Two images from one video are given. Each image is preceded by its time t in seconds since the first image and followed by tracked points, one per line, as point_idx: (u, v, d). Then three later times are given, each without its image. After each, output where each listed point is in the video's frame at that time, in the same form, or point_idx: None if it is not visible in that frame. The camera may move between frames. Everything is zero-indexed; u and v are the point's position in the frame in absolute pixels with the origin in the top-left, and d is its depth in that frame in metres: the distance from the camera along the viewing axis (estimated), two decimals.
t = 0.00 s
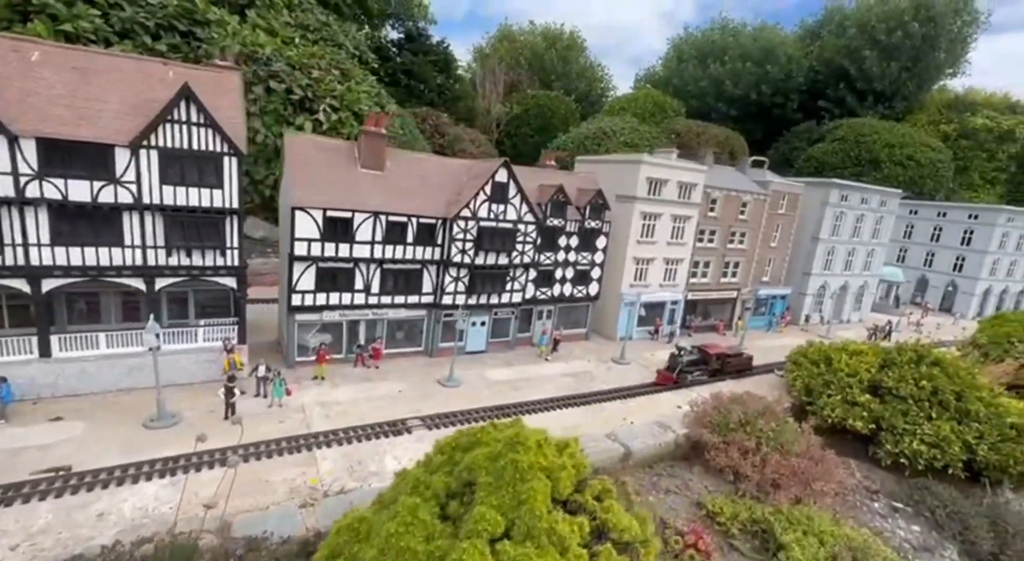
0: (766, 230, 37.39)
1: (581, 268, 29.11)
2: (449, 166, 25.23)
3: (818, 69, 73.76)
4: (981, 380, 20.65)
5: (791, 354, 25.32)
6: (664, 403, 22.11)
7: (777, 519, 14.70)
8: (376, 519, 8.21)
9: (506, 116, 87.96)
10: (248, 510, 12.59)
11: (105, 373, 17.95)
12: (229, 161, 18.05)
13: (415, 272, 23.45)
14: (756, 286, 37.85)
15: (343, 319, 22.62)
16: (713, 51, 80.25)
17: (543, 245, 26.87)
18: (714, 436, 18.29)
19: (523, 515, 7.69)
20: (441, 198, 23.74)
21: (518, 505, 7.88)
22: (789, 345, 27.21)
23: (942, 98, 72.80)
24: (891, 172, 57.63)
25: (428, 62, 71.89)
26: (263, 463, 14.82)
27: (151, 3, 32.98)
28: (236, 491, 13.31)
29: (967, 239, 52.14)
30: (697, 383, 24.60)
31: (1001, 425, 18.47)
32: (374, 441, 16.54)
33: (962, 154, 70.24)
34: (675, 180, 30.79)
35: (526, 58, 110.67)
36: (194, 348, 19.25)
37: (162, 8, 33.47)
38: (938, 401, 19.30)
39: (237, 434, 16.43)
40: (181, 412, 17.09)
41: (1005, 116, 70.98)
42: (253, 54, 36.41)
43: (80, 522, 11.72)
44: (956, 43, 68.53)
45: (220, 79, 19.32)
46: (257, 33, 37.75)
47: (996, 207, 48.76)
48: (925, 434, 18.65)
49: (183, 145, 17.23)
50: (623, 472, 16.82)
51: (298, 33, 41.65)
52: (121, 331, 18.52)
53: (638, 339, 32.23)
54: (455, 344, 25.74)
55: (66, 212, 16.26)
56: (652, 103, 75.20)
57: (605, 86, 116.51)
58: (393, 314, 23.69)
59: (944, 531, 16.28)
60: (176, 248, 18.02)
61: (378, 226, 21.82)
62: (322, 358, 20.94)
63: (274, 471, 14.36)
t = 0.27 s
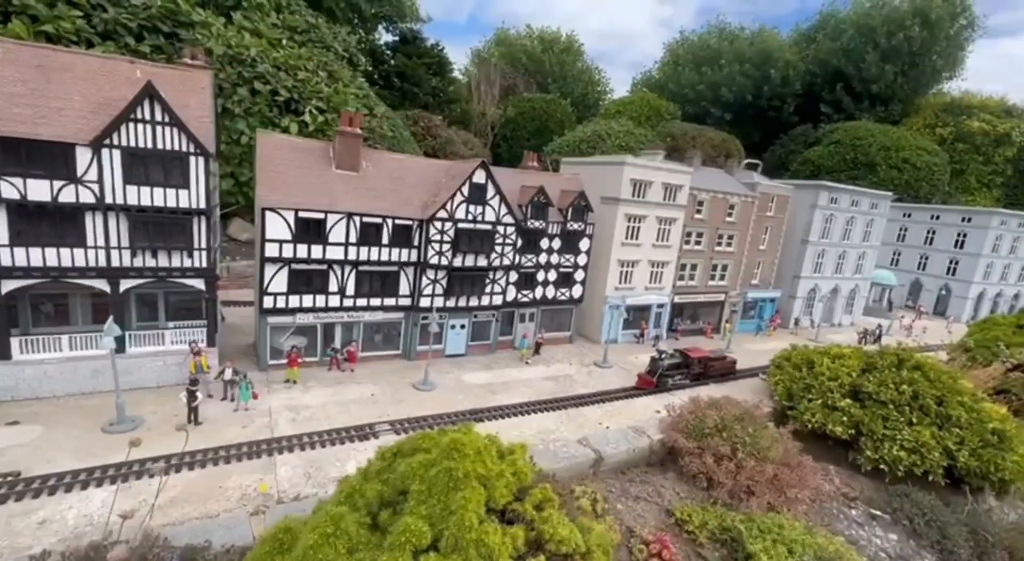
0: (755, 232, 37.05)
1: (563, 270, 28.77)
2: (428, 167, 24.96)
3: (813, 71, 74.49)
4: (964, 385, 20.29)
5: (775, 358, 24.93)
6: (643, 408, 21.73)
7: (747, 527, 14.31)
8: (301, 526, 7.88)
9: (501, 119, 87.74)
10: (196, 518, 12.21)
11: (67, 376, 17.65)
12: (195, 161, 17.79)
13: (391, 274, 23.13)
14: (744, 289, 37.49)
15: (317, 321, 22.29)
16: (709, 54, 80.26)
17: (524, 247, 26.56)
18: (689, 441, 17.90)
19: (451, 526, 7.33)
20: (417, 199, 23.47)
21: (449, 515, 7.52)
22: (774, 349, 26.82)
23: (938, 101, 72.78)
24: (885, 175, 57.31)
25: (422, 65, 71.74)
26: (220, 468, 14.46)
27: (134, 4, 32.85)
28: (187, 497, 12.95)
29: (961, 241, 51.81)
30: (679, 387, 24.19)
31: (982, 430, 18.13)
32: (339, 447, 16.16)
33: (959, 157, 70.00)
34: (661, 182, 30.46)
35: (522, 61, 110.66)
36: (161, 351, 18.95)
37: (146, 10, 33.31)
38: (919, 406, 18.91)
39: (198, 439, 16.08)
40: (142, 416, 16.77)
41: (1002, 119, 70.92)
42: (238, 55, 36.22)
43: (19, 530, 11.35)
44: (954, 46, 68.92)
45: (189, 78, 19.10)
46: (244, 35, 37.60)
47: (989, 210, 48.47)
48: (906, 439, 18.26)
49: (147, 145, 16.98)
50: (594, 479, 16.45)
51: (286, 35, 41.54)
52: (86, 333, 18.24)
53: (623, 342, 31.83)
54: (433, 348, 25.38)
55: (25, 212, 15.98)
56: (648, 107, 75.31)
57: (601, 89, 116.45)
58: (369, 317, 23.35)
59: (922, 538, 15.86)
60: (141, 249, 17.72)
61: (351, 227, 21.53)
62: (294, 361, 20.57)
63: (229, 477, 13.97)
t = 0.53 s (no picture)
0: (753, 236, 36.29)
1: (554, 275, 28.26)
2: (413, 170, 24.66)
3: (820, 74, 73.56)
4: (965, 394, 19.43)
5: (769, 365, 24.17)
6: (629, 416, 21.11)
7: (726, 544, 13.71)
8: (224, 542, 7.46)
9: (504, 123, 87.64)
10: (148, 529, 11.83)
11: (40, 380, 17.50)
12: (169, 163, 17.61)
13: (374, 278, 22.80)
14: (742, 294, 36.71)
15: (298, 326, 21.99)
16: (714, 57, 79.59)
17: (512, 251, 26.13)
18: (672, 452, 17.27)
19: (375, 545, 6.87)
20: (400, 203, 23.14)
21: (376, 534, 7.05)
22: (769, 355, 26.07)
23: (948, 103, 71.49)
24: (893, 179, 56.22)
25: (423, 70, 71.78)
26: (182, 477, 14.14)
27: (128, 10, 33.07)
28: (142, 507, 12.60)
29: (970, 246, 50.58)
30: (668, 395, 23.56)
31: (982, 443, 17.29)
32: (309, 455, 15.77)
33: (970, 160, 68.59)
34: (653, 185, 29.93)
35: (526, 66, 110.68)
36: (136, 355, 18.72)
37: (140, 15, 33.49)
38: (914, 417, 18.15)
39: (165, 446, 15.78)
40: (112, 422, 16.53)
41: (1014, 121, 69.58)
42: (232, 60, 36.28)
43: None
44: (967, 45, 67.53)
45: (167, 80, 18.99)
46: (239, 40, 37.71)
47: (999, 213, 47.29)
48: (900, 451, 17.50)
49: (119, 147, 16.82)
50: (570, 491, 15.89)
51: (282, 40, 41.64)
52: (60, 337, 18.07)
53: (616, 348, 31.22)
54: (418, 353, 24.97)
55: None
56: (652, 110, 74.84)
57: (606, 94, 116.13)
58: (352, 322, 23.00)
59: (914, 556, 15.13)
60: (114, 252, 17.52)
61: (332, 231, 21.24)
62: (272, 366, 20.25)
63: (189, 486, 13.61)
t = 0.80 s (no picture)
0: (755, 241, 35.31)
1: (546, 283, 27.54)
2: (399, 178, 24.24)
3: (827, 78, 72.50)
4: (977, 407, 18.20)
5: (770, 375, 23.11)
6: (620, 430, 20.25)
7: None
8: None
9: (508, 133, 87.63)
10: (96, 554, 11.27)
11: (12, 396, 17.17)
12: (143, 174, 17.37)
13: (357, 288, 22.30)
14: (745, 302, 35.64)
15: (281, 338, 21.53)
16: (719, 63, 78.93)
17: (502, 260, 25.50)
18: (662, 468, 16.38)
19: None
20: (384, 211, 22.70)
21: None
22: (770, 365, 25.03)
23: (960, 105, 69.98)
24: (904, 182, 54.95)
25: (425, 81, 72.02)
26: (140, 497, 13.58)
27: (124, 25, 33.40)
28: (95, 530, 12.06)
29: (985, 250, 48.92)
30: (663, 407, 22.64)
31: (995, 459, 16.10)
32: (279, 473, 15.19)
33: (985, 162, 66.88)
34: (648, 191, 29.20)
35: (531, 76, 110.99)
36: (110, 370, 18.37)
37: (136, 30, 33.80)
38: (921, 431, 17.01)
39: (132, 463, 15.29)
40: (80, 438, 16.12)
41: None
42: (228, 72, 36.40)
43: None
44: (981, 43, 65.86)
45: (144, 91, 18.84)
46: (236, 53, 37.91)
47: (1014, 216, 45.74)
48: (906, 468, 16.39)
49: (91, 158, 16.61)
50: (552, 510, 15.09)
51: (280, 52, 41.83)
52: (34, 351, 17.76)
53: (613, 358, 30.32)
54: (406, 365, 24.35)
55: None
56: (656, 117, 74.30)
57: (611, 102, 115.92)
58: (336, 333, 22.49)
59: None
60: (88, 264, 17.25)
61: (313, 241, 20.83)
62: (251, 380, 19.74)
63: (148, 507, 13.06)
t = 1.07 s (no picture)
0: (749, 247, 34.38)
1: (531, 294, 26.72)
2: (376, 189, 23.65)
3: (826, 83, 71.83)
4: (979, 417, 17.10)
5: (763, 385, 22.05)
6: (604, 447, 19.28)
7: None
8: None
9: (506, 144, 87.64)
10: None
11: None
12: (100, 188, 16.89)
13: (331, 302, 21.57)
14: (741, 310, 34.64)
15: (251, 355, 20.79)
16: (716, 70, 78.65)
17: (483, 270, 24.75)
18: (642, 489, 15.51)
19: None
20: (358, 223, 22.08)
21: None
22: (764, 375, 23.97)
23: (961, 106, 69.13)
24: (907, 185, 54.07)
25: (420, 94, 72.03)
26: (76, 529, 12.75)
27: (107, 42, 33.38)
28: None
29: (991, 252, 47.64)
30: (650, 421, 21.67)
31: (1002, 475, 15.02)
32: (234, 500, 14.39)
33: (989, 163, 65.78)
34: (635, 197, 28.45)
35: (528, 88, 111.31)
36: (69, 391, 17.69)
37: (119, 47, 33.76)
38: (921, 445, 15.89)
39: (80, 490, 14.52)
40: (30, 464, 15.39)
41: None
42: (213, 87, 36.21)
43: None
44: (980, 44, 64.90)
45: (106, 104, 18.49)
46: (223, 68, 37.82)
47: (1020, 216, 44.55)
48: (906, 485, 15.27)
49: (45, 172, 16.13)
50: (523, 537, 14.15)
51: (267, 67, 41.78)
52: None
53: (603, 370, 29.33)
54: (384, 381, 23.52)
55: None
56: (654, 125, 73.93)
57: (610, 112, 116.07)
58: (309, 349, 21.71)
59: None
60: (43, 282, 16.69)
61: (283, 254, 20.19)
62: (217, 399, 19.00)
63: (86, 539, 12.30)
